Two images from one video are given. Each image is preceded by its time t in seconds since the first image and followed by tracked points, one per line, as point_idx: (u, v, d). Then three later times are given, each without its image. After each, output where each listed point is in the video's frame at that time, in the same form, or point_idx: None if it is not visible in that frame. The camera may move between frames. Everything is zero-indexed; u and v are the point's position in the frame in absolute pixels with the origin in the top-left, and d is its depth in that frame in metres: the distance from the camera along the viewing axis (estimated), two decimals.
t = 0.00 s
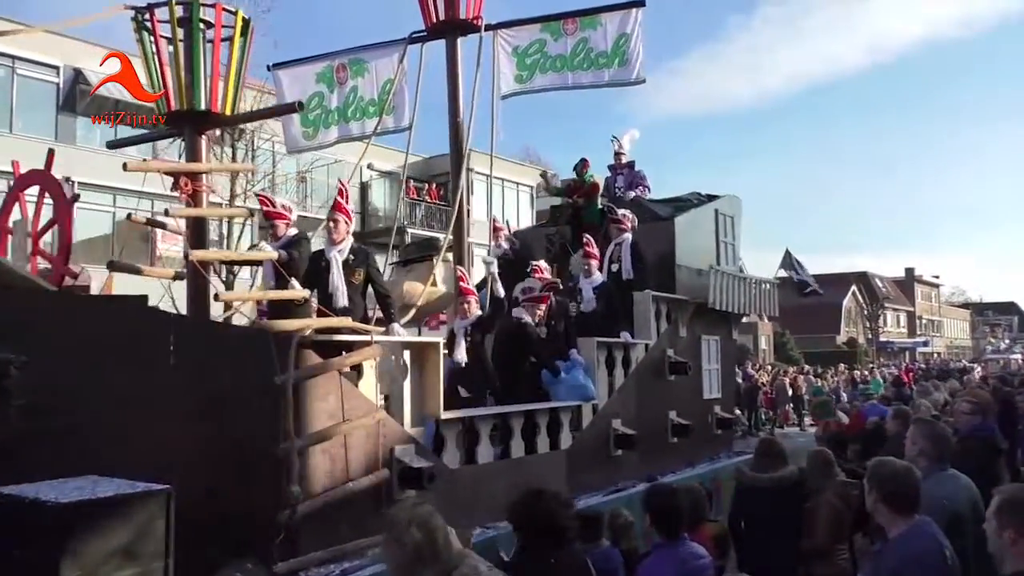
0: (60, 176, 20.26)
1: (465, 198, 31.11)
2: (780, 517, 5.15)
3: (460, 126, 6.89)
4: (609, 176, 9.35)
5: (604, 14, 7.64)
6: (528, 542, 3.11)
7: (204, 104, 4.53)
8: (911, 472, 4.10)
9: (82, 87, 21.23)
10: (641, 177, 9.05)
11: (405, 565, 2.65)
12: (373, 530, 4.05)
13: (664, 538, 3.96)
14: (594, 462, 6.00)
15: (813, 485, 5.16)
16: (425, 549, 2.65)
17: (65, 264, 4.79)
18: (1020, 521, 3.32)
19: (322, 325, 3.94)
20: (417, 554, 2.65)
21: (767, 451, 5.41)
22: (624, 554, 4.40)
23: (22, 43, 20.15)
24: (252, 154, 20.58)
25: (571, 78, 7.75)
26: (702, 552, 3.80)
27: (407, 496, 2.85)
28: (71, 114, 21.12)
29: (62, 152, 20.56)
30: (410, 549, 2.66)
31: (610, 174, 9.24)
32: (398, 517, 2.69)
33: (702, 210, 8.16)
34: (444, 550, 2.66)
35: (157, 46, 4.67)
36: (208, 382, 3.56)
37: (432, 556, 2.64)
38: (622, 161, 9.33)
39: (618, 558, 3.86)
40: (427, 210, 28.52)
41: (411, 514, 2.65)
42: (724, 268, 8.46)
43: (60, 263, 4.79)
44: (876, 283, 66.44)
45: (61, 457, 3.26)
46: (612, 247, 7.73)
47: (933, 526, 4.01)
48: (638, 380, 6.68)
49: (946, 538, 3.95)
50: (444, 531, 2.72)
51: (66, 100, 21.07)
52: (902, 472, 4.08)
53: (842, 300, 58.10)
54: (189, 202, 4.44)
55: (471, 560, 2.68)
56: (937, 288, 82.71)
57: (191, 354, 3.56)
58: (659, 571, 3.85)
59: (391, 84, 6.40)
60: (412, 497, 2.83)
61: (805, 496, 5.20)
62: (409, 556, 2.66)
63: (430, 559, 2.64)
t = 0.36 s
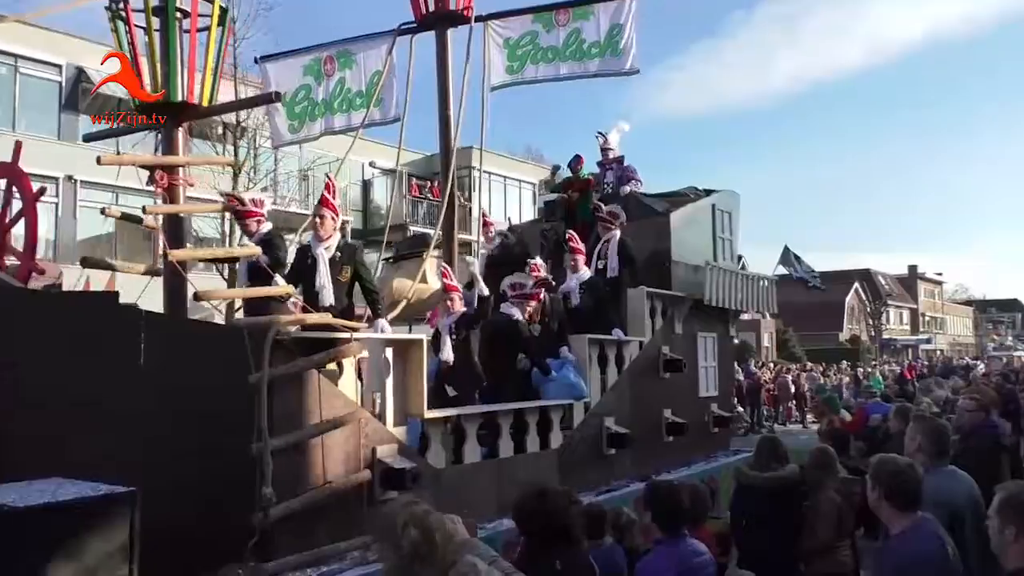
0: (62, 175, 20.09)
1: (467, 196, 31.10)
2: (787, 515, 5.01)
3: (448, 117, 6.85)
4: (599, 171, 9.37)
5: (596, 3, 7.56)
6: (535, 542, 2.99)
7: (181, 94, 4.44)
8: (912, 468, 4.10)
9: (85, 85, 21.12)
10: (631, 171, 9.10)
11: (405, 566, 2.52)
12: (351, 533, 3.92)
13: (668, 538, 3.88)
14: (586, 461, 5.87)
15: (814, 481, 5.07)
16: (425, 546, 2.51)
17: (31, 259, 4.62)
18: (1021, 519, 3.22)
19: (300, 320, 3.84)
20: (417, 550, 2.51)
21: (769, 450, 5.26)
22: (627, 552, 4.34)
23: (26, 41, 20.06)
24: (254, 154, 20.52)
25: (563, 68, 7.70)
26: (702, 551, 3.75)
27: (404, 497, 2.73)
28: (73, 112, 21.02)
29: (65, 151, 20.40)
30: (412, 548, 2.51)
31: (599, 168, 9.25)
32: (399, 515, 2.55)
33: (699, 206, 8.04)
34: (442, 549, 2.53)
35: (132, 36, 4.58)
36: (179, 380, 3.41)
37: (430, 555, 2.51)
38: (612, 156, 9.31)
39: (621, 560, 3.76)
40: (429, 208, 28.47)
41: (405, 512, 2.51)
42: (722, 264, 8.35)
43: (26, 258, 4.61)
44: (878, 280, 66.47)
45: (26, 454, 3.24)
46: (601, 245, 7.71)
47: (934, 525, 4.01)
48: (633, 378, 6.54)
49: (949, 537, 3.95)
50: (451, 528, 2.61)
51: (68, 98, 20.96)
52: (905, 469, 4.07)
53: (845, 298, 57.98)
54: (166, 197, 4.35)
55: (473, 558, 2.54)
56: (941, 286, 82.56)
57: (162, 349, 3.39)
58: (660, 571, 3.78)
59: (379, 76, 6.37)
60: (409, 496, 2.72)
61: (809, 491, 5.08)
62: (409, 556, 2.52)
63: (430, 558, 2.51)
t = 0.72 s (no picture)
0: (63, 172, 19.96)
1: (469, 192, 31.15)
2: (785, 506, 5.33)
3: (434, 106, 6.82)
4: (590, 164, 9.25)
5: None
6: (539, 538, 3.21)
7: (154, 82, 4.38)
8: (917, 462, 4.20)
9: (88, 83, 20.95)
10: (623, 162, 8.96)
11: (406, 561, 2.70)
12: (328, 534, 3.80)
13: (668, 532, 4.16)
14: (577, 458, 5.76)
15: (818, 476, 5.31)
16: (425, 543, 2.70)
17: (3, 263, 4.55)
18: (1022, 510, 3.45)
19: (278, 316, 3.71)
20: (417, 545, 2.70)
21: (770, 443, 5.54)
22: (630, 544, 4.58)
23: (23, 40, 19.94)
24: (254, 151, 20.48)
25: (552, 56, 7.61)
26: (701, 546, 3.98)
27: (407, 491, 2.91)
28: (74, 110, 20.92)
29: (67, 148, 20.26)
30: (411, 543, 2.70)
31: (590, 161, 9.12)
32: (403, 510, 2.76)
33: (691, 198, 7.99)
34: (442, 546, 2.71)
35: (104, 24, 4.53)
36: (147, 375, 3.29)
37: (429, 551, 2.69)
38: (601, 147, 9.18)
39: (624, 553, 3.95)
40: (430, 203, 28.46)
41: (408, 508, 2.73)
42: (716, 257, 8.27)
43: None
44: (880, 275, 66.48)
45: None
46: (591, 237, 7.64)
47: (936, 517, 4.11)
48: (624, 374, 6.43)
49: (950, 530, 4.03)
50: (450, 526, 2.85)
51: (69, 95, 20.83)
52: (908, 462, 4.19)
53: (846, 292, 57.89)
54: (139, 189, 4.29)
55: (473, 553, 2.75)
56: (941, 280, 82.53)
57: (129, 346, 3.40)
58: (660, 564, 4.03)
59: (363, 67, 6.32)
60: (411, 490, 2.91)
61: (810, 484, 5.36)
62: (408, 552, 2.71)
63: (430, 555, 2.69)
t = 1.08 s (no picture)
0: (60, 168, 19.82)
1: (470, 186, 31.05)
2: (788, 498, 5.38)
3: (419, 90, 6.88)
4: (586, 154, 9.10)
5: None
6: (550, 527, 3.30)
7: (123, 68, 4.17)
8: (919, 455, 4.19)
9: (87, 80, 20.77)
10: (618, 151, 8.74)
11: (405, 557, 2.69)
12: (303, 535, 3.65)
13: (674, 523, 4.08)
14: (568, 453, 5.61)
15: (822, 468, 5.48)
16: (422, 540, 2.69)
17: None
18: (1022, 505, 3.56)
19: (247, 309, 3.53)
20: (416, 541, 2.69)
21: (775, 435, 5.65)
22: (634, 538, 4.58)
23: (17, 35, 19.79)
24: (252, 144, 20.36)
25: (538, 40, 7.59)
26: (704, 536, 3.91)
27: (407, 487, 2.92)
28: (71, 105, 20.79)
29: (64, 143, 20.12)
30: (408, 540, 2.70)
31: (587, 150, 8.97)
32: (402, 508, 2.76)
33: (687, 187, 7.85)
34: (442, 539, 2.70)
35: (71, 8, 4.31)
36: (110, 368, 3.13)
37: (426, 544, 2.68)
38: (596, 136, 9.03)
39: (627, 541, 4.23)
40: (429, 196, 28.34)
41: (407, 503, 2.75)
42: (713, 247, 8.13)
43: None
44: (882, 267, 66.39)
45: None
46: (582, 228, 7.64)
47: (938, 509, 4.09)
48: (618, 367, 6.27)
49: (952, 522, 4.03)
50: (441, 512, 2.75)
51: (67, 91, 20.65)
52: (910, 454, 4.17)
53: (848, 284, 57.73)
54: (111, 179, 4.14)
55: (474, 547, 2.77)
56: (943, 272, 82.43)
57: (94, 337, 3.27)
58: (663, 556, 3.94)
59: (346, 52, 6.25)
60: (415, 486, 2.94)
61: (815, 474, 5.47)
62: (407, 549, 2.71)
63: (428, 549, 2.68)
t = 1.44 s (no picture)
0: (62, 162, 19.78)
1: (474, 178, 30.92)
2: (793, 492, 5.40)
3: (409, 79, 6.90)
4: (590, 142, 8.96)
5: None
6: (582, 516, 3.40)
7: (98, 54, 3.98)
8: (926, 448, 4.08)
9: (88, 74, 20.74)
10: (621, 142, 8.67)
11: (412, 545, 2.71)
12: (278, 535, 3.54)
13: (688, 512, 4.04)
14: (560, 450, 5.49)
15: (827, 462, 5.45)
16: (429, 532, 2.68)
17: None
18: None
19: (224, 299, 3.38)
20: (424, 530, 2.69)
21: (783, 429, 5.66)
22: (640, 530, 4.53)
23: (17, 29, 19.72)
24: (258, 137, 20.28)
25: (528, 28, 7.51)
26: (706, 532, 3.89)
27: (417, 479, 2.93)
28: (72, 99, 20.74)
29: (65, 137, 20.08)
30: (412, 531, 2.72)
31: (589, 139, 8.84)
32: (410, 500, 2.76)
33: (685, 178, 7.71)
34: (448, 533, 2.71)
35: None
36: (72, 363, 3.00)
37: (432, 538, 2.68)
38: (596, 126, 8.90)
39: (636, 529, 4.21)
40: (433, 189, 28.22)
41: (415, 495, 2.75)
42: (712, 239, 7.98)
43: None
44: (888, 259, 66.11)
45: None
46: (579, 219, 7.49)
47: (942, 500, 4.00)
48: (614, 360, 6.16)
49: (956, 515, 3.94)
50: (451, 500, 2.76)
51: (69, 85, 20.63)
52: (916, 447, 4.07)
53: (853, 277, 57.51)
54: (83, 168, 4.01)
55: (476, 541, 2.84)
56: (949, 264, 82.07)
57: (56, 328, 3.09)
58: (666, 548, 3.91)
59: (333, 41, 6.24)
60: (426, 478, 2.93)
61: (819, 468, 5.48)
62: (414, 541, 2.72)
63: (430, 542, 2.68)
